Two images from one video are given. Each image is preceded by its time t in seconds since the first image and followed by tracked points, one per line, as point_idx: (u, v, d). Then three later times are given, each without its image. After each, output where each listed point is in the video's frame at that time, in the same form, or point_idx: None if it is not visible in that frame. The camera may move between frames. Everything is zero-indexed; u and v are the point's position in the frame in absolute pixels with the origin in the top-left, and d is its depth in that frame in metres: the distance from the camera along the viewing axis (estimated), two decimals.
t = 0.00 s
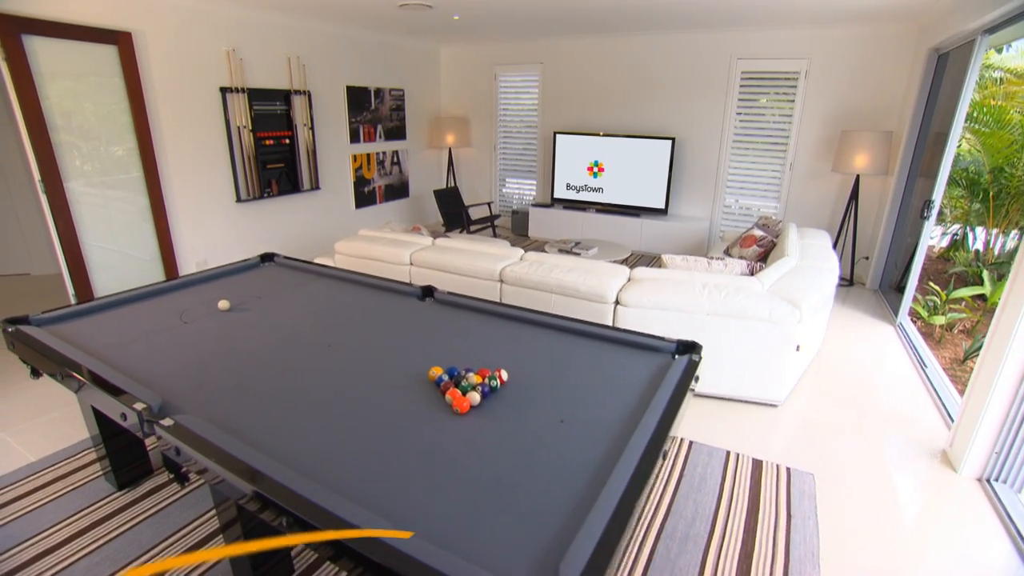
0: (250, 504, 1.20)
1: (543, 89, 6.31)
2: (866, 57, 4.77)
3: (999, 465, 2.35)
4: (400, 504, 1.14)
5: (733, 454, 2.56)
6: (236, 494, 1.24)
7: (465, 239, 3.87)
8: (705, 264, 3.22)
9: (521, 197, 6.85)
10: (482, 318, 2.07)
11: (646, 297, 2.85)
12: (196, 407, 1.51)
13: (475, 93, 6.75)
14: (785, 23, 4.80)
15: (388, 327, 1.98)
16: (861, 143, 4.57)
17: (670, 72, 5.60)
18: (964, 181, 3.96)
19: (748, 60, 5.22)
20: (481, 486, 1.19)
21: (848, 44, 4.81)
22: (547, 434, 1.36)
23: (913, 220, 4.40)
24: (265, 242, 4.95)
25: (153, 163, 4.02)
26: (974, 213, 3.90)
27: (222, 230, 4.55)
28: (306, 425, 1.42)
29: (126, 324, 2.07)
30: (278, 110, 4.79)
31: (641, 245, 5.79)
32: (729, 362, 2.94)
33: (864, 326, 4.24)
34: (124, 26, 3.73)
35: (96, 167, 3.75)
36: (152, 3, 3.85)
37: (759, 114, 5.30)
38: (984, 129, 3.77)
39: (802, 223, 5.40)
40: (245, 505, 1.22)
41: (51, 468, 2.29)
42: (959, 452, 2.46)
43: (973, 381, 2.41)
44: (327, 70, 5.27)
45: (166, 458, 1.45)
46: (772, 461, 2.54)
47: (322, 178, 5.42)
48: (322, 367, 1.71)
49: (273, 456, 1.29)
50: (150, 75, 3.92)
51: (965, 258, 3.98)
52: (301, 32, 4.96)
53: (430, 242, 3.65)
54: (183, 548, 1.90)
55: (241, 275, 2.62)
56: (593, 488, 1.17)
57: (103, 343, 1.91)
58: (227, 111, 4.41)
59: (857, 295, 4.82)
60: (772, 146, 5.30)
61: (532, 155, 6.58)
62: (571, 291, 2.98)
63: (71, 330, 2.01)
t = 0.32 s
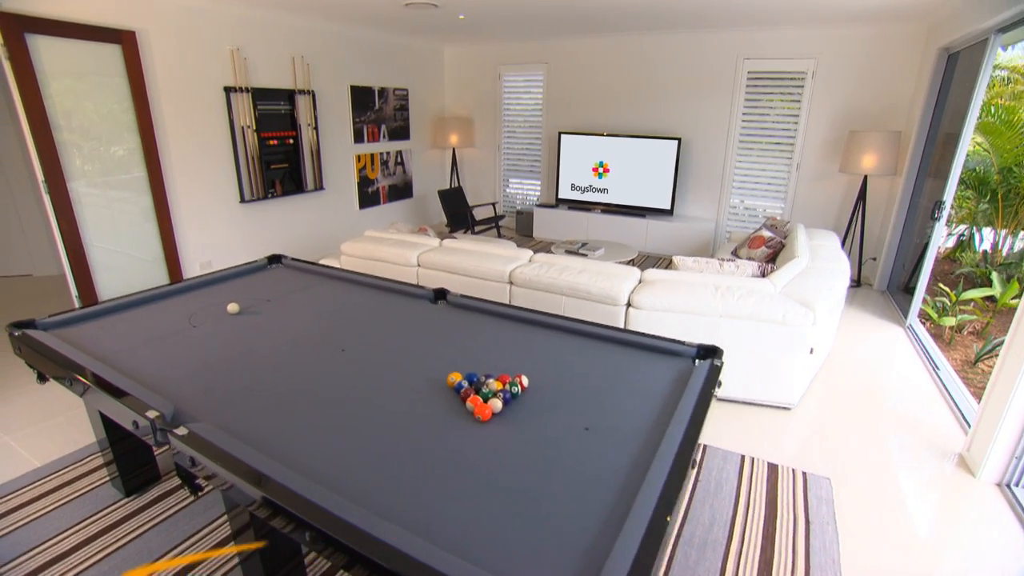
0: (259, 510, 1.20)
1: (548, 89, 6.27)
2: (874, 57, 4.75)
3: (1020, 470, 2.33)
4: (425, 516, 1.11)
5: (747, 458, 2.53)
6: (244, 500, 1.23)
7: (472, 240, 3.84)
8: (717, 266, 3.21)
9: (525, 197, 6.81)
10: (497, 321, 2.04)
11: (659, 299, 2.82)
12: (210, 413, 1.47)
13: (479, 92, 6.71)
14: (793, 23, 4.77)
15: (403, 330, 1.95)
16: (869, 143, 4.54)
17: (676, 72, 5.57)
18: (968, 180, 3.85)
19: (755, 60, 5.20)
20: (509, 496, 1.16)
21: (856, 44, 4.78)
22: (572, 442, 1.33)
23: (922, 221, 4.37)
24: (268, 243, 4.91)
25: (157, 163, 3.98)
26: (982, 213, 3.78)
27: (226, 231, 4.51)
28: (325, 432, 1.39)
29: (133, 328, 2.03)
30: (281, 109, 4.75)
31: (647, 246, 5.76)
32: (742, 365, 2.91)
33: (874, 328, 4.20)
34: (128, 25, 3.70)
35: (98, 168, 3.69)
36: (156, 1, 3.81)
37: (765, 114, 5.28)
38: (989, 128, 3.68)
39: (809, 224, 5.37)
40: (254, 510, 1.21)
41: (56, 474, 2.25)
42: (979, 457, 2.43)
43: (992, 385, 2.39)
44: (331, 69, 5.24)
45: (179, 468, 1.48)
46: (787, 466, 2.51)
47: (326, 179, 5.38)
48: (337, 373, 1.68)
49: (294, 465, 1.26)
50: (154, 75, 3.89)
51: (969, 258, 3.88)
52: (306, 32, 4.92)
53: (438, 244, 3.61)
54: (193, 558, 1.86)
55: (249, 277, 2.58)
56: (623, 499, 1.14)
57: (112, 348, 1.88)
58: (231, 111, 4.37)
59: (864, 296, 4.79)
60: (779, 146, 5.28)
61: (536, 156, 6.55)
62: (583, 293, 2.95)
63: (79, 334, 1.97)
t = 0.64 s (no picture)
0: (271, 516, 1.17)
1: (553, 89, 6.24)
2: (883, 57, 4.72)
3: None
4: (454, 529, 1.07)
5: (764, 462, 2.50)
6: (255, 507, 1.21)
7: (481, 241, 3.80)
8: (730, 268, 3.18)
9: (530, 198, 6.77)
10: (514, 325, 2.01)
11: (673, 301, 2.78)
12: (227, 421, 1.44)
13: (484, 92, 6.67)
14: (802, 23, 4.74)
15: (419, 334, 1.92)
16: (878, 144, 4.51)
17: (683, 71, 5.53)
18: (979, 180, 3.78)
19: (763, 60, 5.17)
20: (540, 508, 1.13)
21: (865, 44, 4.75)
22: (601, 451, 1.31)
23: (932, 221, 4.34)
24: (273, 244, 4.87)
25: (162, 164, 3.94)
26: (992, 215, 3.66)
27: (230, 232, 4.48)
28: (347, 441, 1.36)
29: (143, 332, 1.99)
30: (287, 109, 4.71)
31: (653, 247, 5.72)
32: (756, 368, 2.87)
33: (885, 330, 4.17)
34: (133, 24, 3.66)
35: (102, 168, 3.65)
36: None
37: (773, 115, 5.24)
38: (1002, 129, 3.59)
39: (817, 224, 5.34)
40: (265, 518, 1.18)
41: (63, 480, 2.21)
42: (1001, 462, 2.40)
43: (1014, 389, 2.36)
44: (336, 69, 5.20)
45: (195, 482, 1.38)
46: (805, 471, 2.47)
47: (331, 179, 5.34)
48: (355, 378, 1.65)
49: (316, 476, 1.23)
50: (159, 74, 3.85)
51: (977, 259, 3.78)
52: (311, 31, 4.88)
53: (446, 245, 3.58)
54: (204, 566, 1.81)
55: (257, 279, 2.54)
56: (658, 512, 1.11)
57: (122, 353, 1.84)
58: (236, 111, 4.33)
59: (873, 298, 4.76)
60: (787, 146, 5.25)
61: (541, 156, 6.51)
62: (595, 295, 2.92)
63: (88, 339, 1.94)
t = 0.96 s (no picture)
0: (283, 524, 1.16)
1: (559, 89, 6.20)
2: (892, 57, 4.69)
3: None
4: (485, 544, 1.04)
5: (781, 467, 2.47)
6: (267, 513, 1.20)
7: (489, 243, 3.77)
8: (743, 270, 3.16)
9: (534, 198, 6.74)
10: (531, 329, 1.99)
11: (687, 304, 2.75)
12: (244, 429, 1.41)
13: (488, 92, 6.64)
14: (810, 22, 4.71)
15: (435, 339, 1.90)
16: (888, 144, 4.48)
17: (690, 71, 5.50)
18: (990, 181, 3.72)
19: (770, 60, 5.13)
20: (572, 519, 1.10)
21: (874, 44, 4.72)
22: (630, 461, 1.29)
23: (943, 222, 4.31)
24: (277, 244, 4.83)
25: (167, 164, 3.90)
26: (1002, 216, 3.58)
27: (235, 233, 4.45)
28: (369, 449, 1.33)
29: (153, 335, 1.96)
30: (292, 109, 4.68)
31: (659, 248, 5.69)
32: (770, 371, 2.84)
33: (896, 331, 4.14)
34: (138, 23, 3.62)
35: (105, 169, 3.62)
36: None
37: (781, 115, 5.21)
38: (1012, 129, 3.53)
39: (824, 225, 5.31)
40: (276, 525, 1.17)
41: (70, 486, 2.17)
42: None
43: None
44: (341, 68, 5.17)
45: (211, 493, 1.34)
46: (823, 475, 2.44)
47: (335, 179, 5.31)
48: (373, 384, 1.62)
49: (340, 486, 1.20)
50: (164, 73, 3.81)
51: (988, 262, 3.70)
52: (316, 30, 4.85)
53: (455, 246, 3.55)
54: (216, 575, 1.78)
55: (266, 281, 2.51)
56: (694, 524, 1.08)
57: (132, 358, 1.80)
58: (241, 111, 4.30)
59: (882, 299, 4.73)
60: (794, 146, 5.21)
61: (546, 156, 6.48)
62: (607, 297, 2.89)
63: (97, 343, 1.90)
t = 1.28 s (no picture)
0: (293, 531, 1.13)
1: (564, 88, 6.17)
2: (901, 57, 4.66)
3: None
4: (515, 555, 1.01)
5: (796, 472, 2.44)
6: (276, 520, 1.18)
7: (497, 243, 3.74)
8: (755, 271, 3.14)
9: (538, 199, 6.71)
10: (548, 333, 1.97)
11: (700, 306, 2.72)
12: (261, 436, 1.38)
13: (493, 92, 6.60)
14: (819, 22, 4.68)
15: (450, 344, 1.87)
16: (897, 144, 4.45)
17: (696, 72, 5.47)
18: (1002, 183, 3.68)
19: (778, 60, 5.10)
20: (604, 530, 1.08)
21: (883, 43, 4.69)
22: (658, 468, 1.27)
23: (953, 223, 4.28)
24: (281, 245, 4.80)
25: (171, 164, 3.87)
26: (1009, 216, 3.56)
27: (239, 233, 4.41)
28: (389, 456, 1.30)
29: (162, 339, 1.93)
30: (296, 108, 4.64)
31: (665, 249, 5.66)
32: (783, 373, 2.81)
33: (906, 333, 4.11)
34: (143, 22, 3.59)
35: (110, 170, 3.58)
36: None
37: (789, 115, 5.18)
38: None
39: (831, 226, 5.29)
40: (288, 532, 1.15)
41: (78, 491, 2.14)
42: None
43: None
44: (346, 68, 5.14)
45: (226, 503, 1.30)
46: (839, 480, 2.41)
47: (340, 180, 5.27)
48: (390, 389, 1.60)
49: (364, 496, 1.17)
50: (168, 73, 3.78)
51: (998, 262, 3.65)
52: (320, 29, 4.81)
53: (463, 247, 3.52)
54: None
55: (275, 284, 2.48)
56: (729, 535, 1.06)
57: (142, 362, 1.77)
58: (246, 111, 4.27)
59: (890, 300, 4.69)
60: (802, 147, 5.18)
61: (551, 156, 6.45)
62: (619, 299, 2.86)
63: (105, 347, 1.87)
